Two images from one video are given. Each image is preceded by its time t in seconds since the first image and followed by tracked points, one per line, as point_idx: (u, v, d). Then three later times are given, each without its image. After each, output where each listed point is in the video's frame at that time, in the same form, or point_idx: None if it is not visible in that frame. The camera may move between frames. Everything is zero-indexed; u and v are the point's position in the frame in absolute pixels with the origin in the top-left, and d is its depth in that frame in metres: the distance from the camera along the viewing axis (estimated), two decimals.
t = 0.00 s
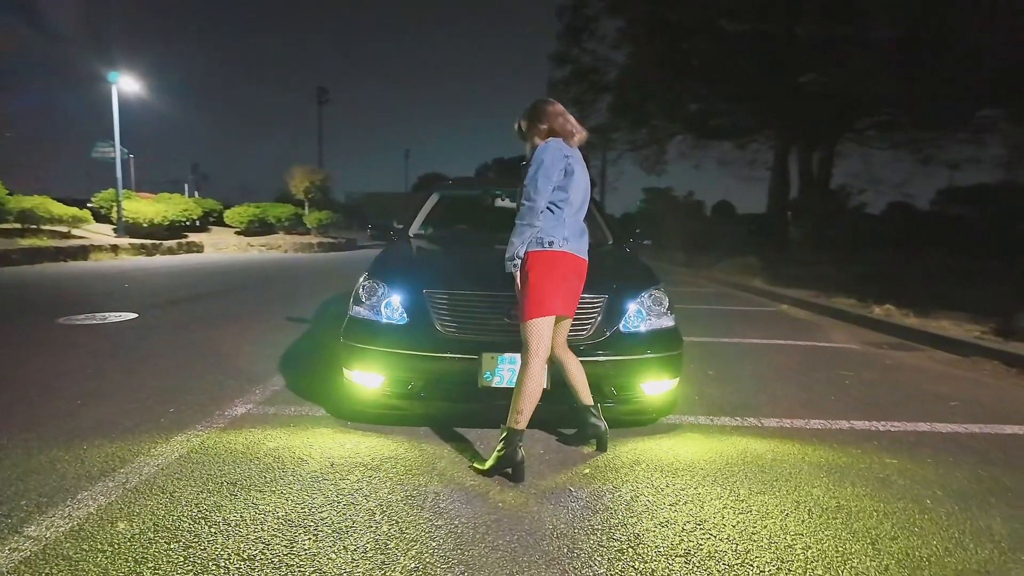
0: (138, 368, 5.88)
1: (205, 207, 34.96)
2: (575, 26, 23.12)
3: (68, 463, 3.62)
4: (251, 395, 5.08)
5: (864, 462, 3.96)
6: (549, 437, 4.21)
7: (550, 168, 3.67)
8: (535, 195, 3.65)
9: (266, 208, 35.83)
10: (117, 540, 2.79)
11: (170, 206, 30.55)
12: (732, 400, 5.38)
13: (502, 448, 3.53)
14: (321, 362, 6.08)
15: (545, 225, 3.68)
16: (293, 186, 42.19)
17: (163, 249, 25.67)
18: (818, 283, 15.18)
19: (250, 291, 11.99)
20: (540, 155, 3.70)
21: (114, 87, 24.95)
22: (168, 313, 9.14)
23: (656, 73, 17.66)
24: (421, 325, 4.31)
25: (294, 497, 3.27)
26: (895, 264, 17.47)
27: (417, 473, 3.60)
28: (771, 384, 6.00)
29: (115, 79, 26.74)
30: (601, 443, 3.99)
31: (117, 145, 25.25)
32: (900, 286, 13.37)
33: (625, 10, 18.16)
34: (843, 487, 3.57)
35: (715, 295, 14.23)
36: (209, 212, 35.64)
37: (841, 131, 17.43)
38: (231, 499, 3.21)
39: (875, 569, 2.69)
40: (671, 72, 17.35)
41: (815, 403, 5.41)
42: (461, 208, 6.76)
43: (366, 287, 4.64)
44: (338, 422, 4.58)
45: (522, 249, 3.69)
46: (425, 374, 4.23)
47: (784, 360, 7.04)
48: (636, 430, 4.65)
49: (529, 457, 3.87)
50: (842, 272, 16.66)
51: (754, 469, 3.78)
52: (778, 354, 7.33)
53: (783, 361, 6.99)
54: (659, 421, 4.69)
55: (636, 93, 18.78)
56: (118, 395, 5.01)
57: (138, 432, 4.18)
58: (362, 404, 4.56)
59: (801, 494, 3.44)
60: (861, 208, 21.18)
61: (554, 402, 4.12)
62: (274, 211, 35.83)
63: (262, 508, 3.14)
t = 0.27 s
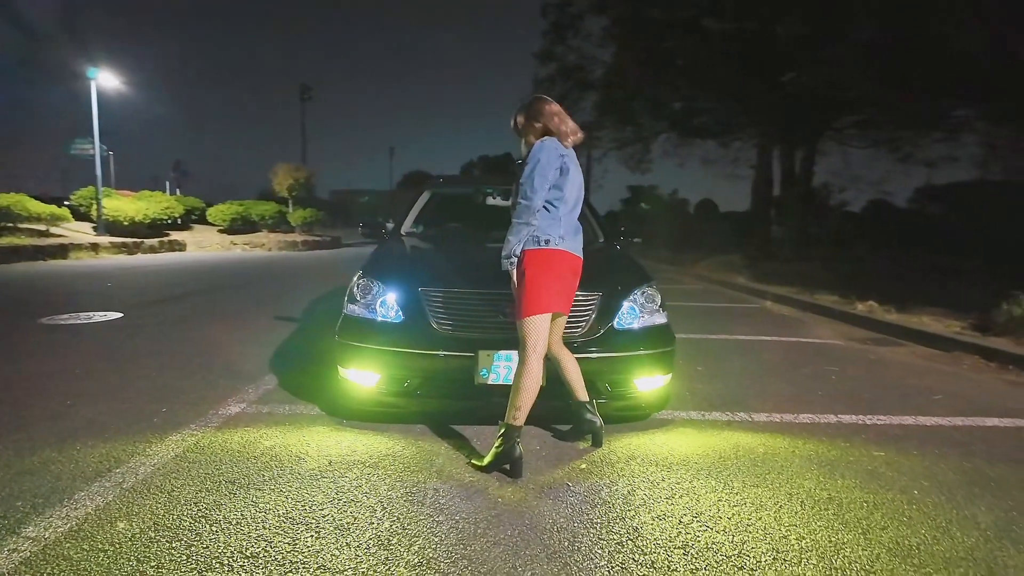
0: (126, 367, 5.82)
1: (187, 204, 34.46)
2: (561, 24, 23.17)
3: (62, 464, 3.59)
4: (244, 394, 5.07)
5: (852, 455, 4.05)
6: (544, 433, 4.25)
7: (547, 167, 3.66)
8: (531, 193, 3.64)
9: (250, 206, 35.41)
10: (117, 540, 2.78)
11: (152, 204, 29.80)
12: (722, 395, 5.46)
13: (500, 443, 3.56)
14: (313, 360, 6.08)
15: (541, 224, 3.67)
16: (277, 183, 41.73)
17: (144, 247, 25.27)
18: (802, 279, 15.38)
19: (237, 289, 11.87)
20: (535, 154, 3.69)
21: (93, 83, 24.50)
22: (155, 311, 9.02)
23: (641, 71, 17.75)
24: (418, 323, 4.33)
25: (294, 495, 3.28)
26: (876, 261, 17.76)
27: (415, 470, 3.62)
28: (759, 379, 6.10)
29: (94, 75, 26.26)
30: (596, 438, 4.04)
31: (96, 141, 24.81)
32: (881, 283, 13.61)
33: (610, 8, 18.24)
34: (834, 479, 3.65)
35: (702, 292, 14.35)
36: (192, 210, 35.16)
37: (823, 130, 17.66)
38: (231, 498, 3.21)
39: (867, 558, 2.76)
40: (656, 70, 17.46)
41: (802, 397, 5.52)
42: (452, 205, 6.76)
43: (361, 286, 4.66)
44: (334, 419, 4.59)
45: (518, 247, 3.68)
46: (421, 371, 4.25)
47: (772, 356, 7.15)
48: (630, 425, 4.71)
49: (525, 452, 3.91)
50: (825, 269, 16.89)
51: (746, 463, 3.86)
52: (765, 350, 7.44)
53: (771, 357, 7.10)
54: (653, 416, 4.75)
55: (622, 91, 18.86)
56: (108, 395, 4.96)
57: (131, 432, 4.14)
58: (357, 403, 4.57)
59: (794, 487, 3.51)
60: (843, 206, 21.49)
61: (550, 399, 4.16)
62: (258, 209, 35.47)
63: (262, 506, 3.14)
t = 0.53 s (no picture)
0: (119, 365, 5.79)
1: (172, 203, 34.09)
2: (549, 22, 23.22)
3: (60, 463, 3.57)
4: (240, 393, 5.06)
5: (844, 448, 4.13)
6: (542, 429, 4.29)
7: (543, 165, 3.67)
8: (528, 192, 3.65)
9: (237, 204, 35.11)
10: (119, 538, 2.78)
11: (138, 203, 29.45)
12: (714, 391, 5.54)
13: (500, 439, 3.60)
14: (307, 359, 6.07)
15: (539, 222, 3.68)
16: (264, 181, 41.37)
17: (129, 246, 24.98)
18: (789, 277, 15.56)
19: (227, 288, 11.79)
20: (531, 153, 3.70)
21: (76, 79, 24.16)
22: (143, 310, 8.95)
23: (630, 70, 17.85)
24: (415, 320, 4.35)
25: (295, 491, 3.29)
26: (862, 259, 18.00)
27: (415, 466, 3.65)
28: (751, 375, 6.18)
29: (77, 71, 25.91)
30: (593, 434, 4.08)
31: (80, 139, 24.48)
32: (867, 280, 13.79)
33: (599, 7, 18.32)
34: (827, 472, 3.73)
35: (691, 290, 14.46)
36: (177, 208, 34.78)
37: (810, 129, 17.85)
38: (232, 496, 3.22)
39: (862, 547, 2.83)
40: (645, 69, 17.57)
41: (793, 393, 5.61)
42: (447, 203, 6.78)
43: (358, 284, 4.68)
44: (330, 417, 4.61)
45: (516, 246, 3.69)
46: (419, 369, 4.28)
47: (762, 352, 7.25)
48: (626, 421, 4.77)
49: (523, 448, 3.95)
50: (811, 267, 17.09)
51: (741, 457, 3.93)
52: (755, 347, 7.54)
53: (762, 353, 7.19)
54: (649, 412, 4.81)
55: (611, 90, 18.96)
56: (101, 394, 4.92)
57: (128, 431, 4.13)
58: (354, 401, 4.58)
59: (788, 480, 3.58)
60: (828, 204, 21.75)
61: (547, 395, 4.20)
62: (245, 207, 35.13)
63: (264, 503, 3.16)
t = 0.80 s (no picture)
0: (108, 367, 5.73)
1: (152, 202, 33.56)
2: (533, 22, 23.30)
3: (56, 465, 3.55)
4: (233, 394, 5.04)
5: (831, 443, 4.25)
6: (538, 427, 4.35)
7: (541, 167, 3.73)
8: (526, 192, 3.70)
9: (218, 203, 34.66)
10: (123, 539, 2.78)
11: (116, 202, 28.92)
12: (704, 388, 5.64)
13: (498, 437, 3.65)
14: (300, 359, 6.06)
15: (536, 222, 3.73)
16: (246, 180, 40.89)
17: (108, 246, 24.57)
18: (771, 276, 15.80)
19: (212, 288, 11.67)
20: (529, 154, 3.76)
21: (52, 76, 23.70)
22: (128, 310, 8.84)
23: (614, 70, 17.99)
24: (412, 320, 4.38)
25: (296, 490, 3.31)
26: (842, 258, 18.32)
27: (414, 464, 3.68)
28: (738, 372, 6.30)
29: (53, 68, 25.42)
30: (588, 431, 4.14)
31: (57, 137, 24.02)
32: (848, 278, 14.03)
33: (584, 8, 18.42)
34: (816, 465, 3.84)
35: (676, 289, 14.62)
36: (157, 207, 34.24)
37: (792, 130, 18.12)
38: (233, 495, 3.23)
39: (853, 537, 2.92)
40: (629, 70, 17.72)
41: (779, 389, 5.74)
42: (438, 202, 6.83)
43: (353, 284, 4.69)
44: (325, 417, 4.62)
45: (514, 246, 3.73)
46: (416, 368, 4.31)
47: (748, 350, 7.38)
48: (620, 418, 4.84)
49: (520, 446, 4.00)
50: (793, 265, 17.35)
51: (733, 452, 4.02)
52: (742, 345, 7.67)
53: (748, 351, 7.32)
54: (641, 409, 4.89)
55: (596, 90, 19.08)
56: (92, 396, 4.86)
57: (123, 432, 4.11)
58: (350, 401, 4.60)
59: (779, 474, 3.68)
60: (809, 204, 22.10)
61: (543, 393, 4.26)
62: (226, 206, 34.66)
63: (266, 502, 3.17)
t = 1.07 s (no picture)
0: (92, 368, 5.64)
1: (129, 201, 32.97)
2: (516, 23, 23.34)
3: (45, 468, 3.50)
4: (223, 394, 5.00)
5: (818, 438, 4.34)
6: (530, 425, 4.39)
7: (533, 167, 3.76)
8: (518, 192, 3.73)
9: (197, 202, 34.17)
10: (119, 541, 2.76)
11: (92, 201, 28.37)
12: (690, 385, 5.72)
13: (493, 435, 3.68)
14: (288, 359, 6.03)
15: (528, 222, 3.75)
16: (225, 179, 40.34)
17: (84, 246, 24.10)
18: (752, 275, 16.02)
19: (194, 288, 11.52)
20: (522, 155, 3.80)
21: (25, 72, 23.19)
22: (109, 311, 8.70)
23: (597, 71, 18.10)
24: (405, 319, 4.39)
25: (292, 490, 3.31)
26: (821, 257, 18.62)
27: (409, 463, 3.69)
28: (724, 370, 6.40)
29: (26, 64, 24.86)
30: (580, 429, 4.18)
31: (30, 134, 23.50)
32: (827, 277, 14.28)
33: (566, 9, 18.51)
34: (803, 460, 3.92)
35: (660, 288, 14.77)
36: (134, 207, 33.65)
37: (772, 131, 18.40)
38: (228, 496, 3.22)
39: (841, 528, 3.00)
40: (612, 70, 17.84)
41: (764, 386, 5.83)
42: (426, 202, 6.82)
43: (344, 283, 4.68)
44: (317, 417, 4.60)
45: (506, 245, 3.75)
46: (409, 367, 4.32)
47: (732, 348, 7.49)
48: (611, 415, 4.90)
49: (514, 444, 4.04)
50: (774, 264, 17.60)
51: (722, 447, 4.09)
52: (726, 343, 7.78)
53: (732, 349, 7.43)
54: (632, 406, 4.95)
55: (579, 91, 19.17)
56: (77, 398, 4.79)
57: (112, 435, 4.05)
58: (342, 400, 4.60)
59: (768, 468, 3.76)
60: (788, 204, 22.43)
61: (535, 391, 4.30)
62: (205, 205, 34.19)
63: (262, 502, 3.17)
